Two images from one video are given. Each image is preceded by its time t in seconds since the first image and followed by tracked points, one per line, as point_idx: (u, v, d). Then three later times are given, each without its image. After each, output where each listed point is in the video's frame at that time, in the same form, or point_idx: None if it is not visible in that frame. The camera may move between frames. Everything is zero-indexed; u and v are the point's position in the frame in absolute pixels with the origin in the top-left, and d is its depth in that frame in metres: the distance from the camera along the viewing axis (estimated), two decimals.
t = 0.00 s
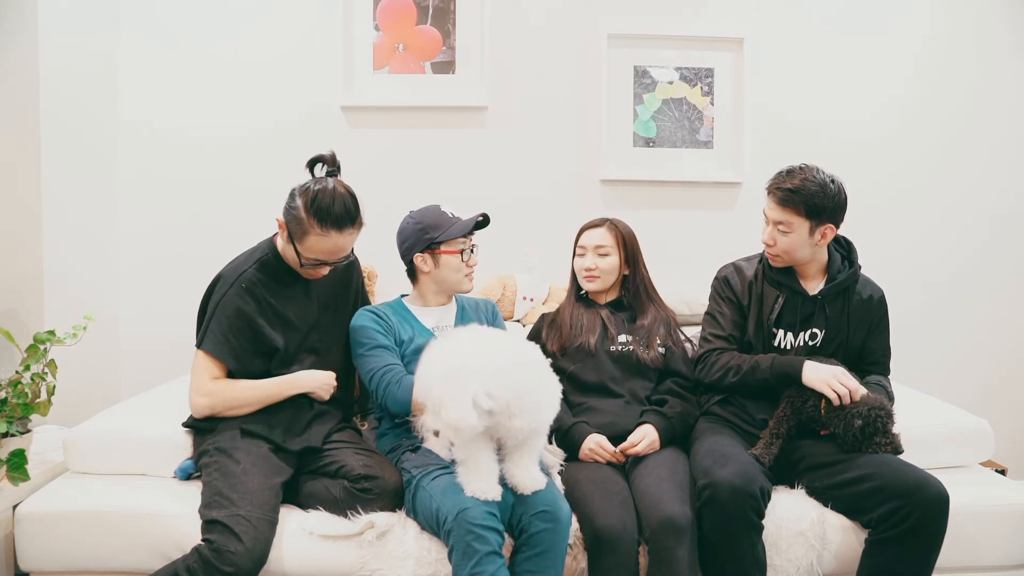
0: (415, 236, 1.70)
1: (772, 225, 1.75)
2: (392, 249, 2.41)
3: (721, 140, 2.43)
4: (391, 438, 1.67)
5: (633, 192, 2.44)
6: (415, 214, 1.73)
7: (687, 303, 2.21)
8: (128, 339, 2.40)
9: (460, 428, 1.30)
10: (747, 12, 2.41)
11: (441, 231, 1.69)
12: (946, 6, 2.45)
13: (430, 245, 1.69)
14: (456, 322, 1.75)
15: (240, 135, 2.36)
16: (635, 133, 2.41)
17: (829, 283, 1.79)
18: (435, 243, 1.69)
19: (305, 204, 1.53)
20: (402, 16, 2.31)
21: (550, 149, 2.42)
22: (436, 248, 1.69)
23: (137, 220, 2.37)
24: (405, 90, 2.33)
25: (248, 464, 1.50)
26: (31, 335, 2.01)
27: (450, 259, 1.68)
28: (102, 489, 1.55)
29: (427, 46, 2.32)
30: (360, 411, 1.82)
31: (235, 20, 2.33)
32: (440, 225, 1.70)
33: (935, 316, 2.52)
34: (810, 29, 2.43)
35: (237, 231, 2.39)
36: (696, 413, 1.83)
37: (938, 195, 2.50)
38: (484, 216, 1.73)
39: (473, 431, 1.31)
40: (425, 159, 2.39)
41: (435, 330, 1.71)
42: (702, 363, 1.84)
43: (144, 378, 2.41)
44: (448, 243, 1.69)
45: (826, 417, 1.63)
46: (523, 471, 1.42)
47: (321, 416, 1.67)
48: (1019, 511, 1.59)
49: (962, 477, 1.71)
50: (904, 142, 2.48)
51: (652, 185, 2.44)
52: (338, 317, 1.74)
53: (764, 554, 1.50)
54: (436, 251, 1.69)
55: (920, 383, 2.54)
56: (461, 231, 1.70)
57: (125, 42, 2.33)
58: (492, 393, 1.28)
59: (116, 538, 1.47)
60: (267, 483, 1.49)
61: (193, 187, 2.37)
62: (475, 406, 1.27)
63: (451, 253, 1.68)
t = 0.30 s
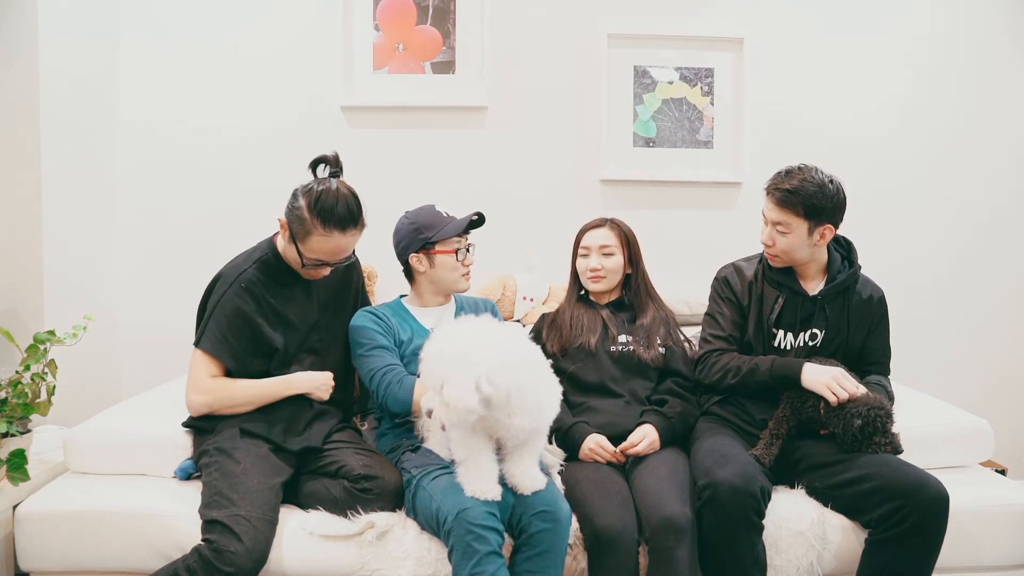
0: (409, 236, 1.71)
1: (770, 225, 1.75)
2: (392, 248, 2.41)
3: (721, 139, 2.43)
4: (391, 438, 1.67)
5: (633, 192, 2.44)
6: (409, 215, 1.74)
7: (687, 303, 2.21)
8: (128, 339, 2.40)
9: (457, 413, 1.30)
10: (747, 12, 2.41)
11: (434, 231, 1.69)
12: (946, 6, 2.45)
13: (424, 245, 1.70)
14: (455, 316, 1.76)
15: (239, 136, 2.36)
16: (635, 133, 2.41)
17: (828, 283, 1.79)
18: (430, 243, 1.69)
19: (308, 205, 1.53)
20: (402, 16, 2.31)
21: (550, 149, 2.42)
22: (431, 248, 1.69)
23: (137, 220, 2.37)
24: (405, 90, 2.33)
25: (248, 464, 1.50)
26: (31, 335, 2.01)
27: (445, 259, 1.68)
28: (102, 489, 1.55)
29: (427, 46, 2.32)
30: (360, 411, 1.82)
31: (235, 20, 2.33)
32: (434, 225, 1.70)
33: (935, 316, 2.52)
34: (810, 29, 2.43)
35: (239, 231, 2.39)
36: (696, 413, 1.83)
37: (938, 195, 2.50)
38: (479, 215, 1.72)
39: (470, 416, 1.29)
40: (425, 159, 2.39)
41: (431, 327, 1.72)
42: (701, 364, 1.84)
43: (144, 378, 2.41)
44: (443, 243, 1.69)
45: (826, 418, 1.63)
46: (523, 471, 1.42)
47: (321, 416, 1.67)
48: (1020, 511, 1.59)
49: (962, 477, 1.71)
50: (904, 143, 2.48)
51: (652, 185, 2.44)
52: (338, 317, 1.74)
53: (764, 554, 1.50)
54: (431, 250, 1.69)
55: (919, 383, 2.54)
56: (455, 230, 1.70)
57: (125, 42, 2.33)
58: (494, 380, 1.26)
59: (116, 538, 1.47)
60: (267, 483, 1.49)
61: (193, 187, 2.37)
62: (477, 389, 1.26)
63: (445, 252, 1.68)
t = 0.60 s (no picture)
0: (407, 237, 1.71)
1: (769, 226, 1.75)
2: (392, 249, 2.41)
3: (721, 139, 2.43)
4: (391, 438, 1.67)
5: (633, 192, 2.44)
6: (405, 215, 1.74)
7: (687, 304, 2.21)
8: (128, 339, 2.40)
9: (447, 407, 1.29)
10: (747, 12, 2.41)
11: (429, 231, 1.69)
12: (945, 6, 2.45)
13: (421, 244, 1.70)
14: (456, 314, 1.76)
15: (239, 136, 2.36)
16: (635, 132, 2.41)
17: (828, 283, 1.79)
18: (426, 243, 1.69)
19: (307, 189, 1.53)
20: (402, 16, 2.31)
21: (550, 150, 2.42)
22: (428, 247, 1.69)
23: (137, 220, 2.37)
24: (405, 90, 2.33)
25: (248, 464, 1.51)
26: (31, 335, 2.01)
27: (442, 258, 1.68)
28: (103, 489, 1.55)
29: (427, 46, 2.32)
30: (360, 412, 1.82)
31: (235, 21, 2.33)
32: (430, 225, 1.70)
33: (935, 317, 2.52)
34: (810, 29, 2.43)
35: (239, 232, 2.39)
36: (696, 413, 1.83)
37: (938, 195, 2.50)
38: (475, 212, 1.72)
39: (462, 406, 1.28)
40: (425, 159, 2.39)
41: (428, 324, 1.73)
42: (701, 365, 1.84)
43: (144, 378, 2.41)
44: (439, 243, 1.69)
45: (827, 415, 1.62)
46: (523, 471, 1.43)
47: (322, 415, 1.67)
48: (1020, 511, 1.59)
49: (962, 477, 1.71)
50: (903, 143, 2.48)
51: (653, 185, 2.44)
52: (337, 317, 1.74)
53: (764, 554, 1.50)
54: (428, 250, 1.69)
55: (919, 383, 2.54)
56: (451, 229, 1.69)
57: (125, 43, 2.33)
58: (492, 373, 1.27)
59: (116, 539, 1.47)
60: (267, 483, 1.49)
61: (193, 187, 2.37)
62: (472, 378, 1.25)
63: (442, 251, 1.68)
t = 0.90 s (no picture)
0: (403, 237, 1.71)
1: (767, 225, 1.76)
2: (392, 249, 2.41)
3: (721, 139, 2.43)
4: (391, 438, 1.67)
5: (633, 192, 2.44)
6: (403, 216, 1.74)
7: (687, 304, 2.21)
8: (129, 339, 2.40)
9: (440, 384, 1.28)
10: (747, 12, 2.41)
11: (426, 231, 1.69)
12: (945, 6, 2.45)
13: (418, 245, 1.70)
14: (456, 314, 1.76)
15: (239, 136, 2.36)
16: (635, 133, 2.41)
17: (828, 283, 1.79)
18: (423, 243, 1.69)
19: (297, 173, 1.55)
20: (402, 16, 2.31)
21: (550, 151, 2.42)
22: (425, 248, 1.70)
23: (137, 220, 2.37)
24: (405, 90, 2.33)
25: (248, 464, 1.51)
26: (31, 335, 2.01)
27: (439, 258, 1.68)
28: (103, 489, 1.55)
29: (427, 46, 2.32)
30: (360, 412, 1.82)
31: (235, 21, 2.33)
32: (427, 225, 1.70)
33: (935, 317, 2.52)
34: (809, 29, 2.43)
35: (240, 232, 2.39)
36: (696, 413, 1.83)
37: (937, 195, 2.50)
38: (472, 212, 1.72)
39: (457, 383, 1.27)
40: (425, 159, 2.39)
41: (427, 324, 1.73)
42: (712, 361, 1.82)
43: (144, 378, 2.41)
44: (435, 243, 1.69)
45: (827, 416, 1.62)
46: (522, 471, 1.43)
47: (322, 415, 1.66)
48: (1020, 511, 1.59)
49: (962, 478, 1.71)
50: (903, 143, 2.48)
51: (652, 185, 2.44)
52: (336, 318, 1.73)
53: (764, 554, 1.50)
54: (425, 250, 1.69)
55: (920, 383, 2.54)
56: (447, 230, 1.69)
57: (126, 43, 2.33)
58: (490, 353, 1.27)
59: (116, 539, 1.47)
60: (266, 483, 1.49)
61: (193, 187, 2.37)
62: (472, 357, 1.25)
63: (439, 252, 1.68)
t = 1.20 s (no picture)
0: (402, 238, 1.71)
1: (768, 225, 1.76)
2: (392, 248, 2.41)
3: (721, 139, 2.43)
4: (391, 438, 1.67)
5: (633, 192, 2.44)
6: (401, 217, 1.74)
7: (687, 304, 2.21)
8: (129, 340, 2.40)
9: (442, 377, 1.27)
10: (747, 12, 2.41)
11: (424, 233, 1.69)
12: (945, 6, 2.45)
13: (416, 246, 1.70)
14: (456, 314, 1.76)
15: (239, 136, 2.36)
16: (635, 133, 2.41)
17: (828, 283, 1.79)
18: (421, 245, 1.69)
19: (299, 164, 1.59)
20: (402, 16, 2.31)
21: (550, 151, 2.42)
22: (423, 249, 1.70)
23: (137, 220, 2.37)
24: (405, 90, 2.33)
25: (249, 464, 1.50)
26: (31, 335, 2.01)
27: (437, 260, 1.68)
28: (104, 489, 1.55)
29: (427, 46, 2.32)
30: (360, 412, 1.82)
31: (234, 21, 2.33)
32: (425, 226, 1.70)
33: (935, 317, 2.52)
34: (810, 29, 2.43)
35: (239, 232, 2.39)
36: (696, 413, 1.83)
37: (937, 195, 2.50)
38: (471, 213, 1.71)
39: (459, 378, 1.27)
40: (424, 158, 2.39)
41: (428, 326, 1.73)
42: (709, 361, 1.83)
43: (144, 377, 2.41)
44: (434, 244, 1.69)
45: (826, 417, 1.63)
46: (522, 470, 1.43)
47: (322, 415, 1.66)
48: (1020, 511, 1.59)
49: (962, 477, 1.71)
50: (903, 143, 2.48)
51: (652, 185, 2.44)
52: (339, 318, 1.72)
53: (764, 554, 1.50)
54: (423, 252, 1.69)
55: (919, 382, 2.54)
56: (446, 231, 1.69)
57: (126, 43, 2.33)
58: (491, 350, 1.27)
59: (116, 539, 1.47)
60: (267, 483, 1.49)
61: (193, 187, 2.37)
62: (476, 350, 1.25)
63: (437, 254, 1.68)
